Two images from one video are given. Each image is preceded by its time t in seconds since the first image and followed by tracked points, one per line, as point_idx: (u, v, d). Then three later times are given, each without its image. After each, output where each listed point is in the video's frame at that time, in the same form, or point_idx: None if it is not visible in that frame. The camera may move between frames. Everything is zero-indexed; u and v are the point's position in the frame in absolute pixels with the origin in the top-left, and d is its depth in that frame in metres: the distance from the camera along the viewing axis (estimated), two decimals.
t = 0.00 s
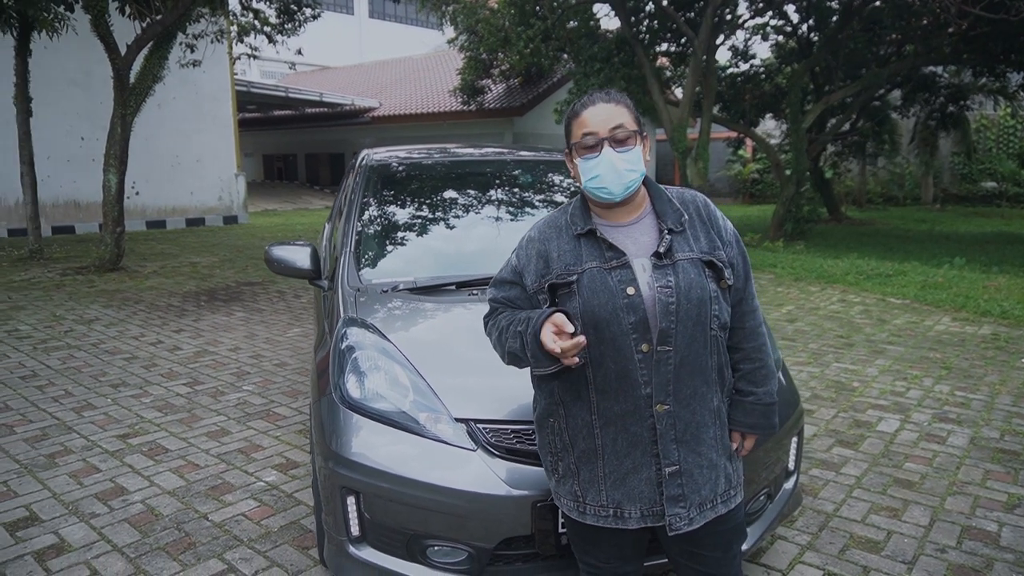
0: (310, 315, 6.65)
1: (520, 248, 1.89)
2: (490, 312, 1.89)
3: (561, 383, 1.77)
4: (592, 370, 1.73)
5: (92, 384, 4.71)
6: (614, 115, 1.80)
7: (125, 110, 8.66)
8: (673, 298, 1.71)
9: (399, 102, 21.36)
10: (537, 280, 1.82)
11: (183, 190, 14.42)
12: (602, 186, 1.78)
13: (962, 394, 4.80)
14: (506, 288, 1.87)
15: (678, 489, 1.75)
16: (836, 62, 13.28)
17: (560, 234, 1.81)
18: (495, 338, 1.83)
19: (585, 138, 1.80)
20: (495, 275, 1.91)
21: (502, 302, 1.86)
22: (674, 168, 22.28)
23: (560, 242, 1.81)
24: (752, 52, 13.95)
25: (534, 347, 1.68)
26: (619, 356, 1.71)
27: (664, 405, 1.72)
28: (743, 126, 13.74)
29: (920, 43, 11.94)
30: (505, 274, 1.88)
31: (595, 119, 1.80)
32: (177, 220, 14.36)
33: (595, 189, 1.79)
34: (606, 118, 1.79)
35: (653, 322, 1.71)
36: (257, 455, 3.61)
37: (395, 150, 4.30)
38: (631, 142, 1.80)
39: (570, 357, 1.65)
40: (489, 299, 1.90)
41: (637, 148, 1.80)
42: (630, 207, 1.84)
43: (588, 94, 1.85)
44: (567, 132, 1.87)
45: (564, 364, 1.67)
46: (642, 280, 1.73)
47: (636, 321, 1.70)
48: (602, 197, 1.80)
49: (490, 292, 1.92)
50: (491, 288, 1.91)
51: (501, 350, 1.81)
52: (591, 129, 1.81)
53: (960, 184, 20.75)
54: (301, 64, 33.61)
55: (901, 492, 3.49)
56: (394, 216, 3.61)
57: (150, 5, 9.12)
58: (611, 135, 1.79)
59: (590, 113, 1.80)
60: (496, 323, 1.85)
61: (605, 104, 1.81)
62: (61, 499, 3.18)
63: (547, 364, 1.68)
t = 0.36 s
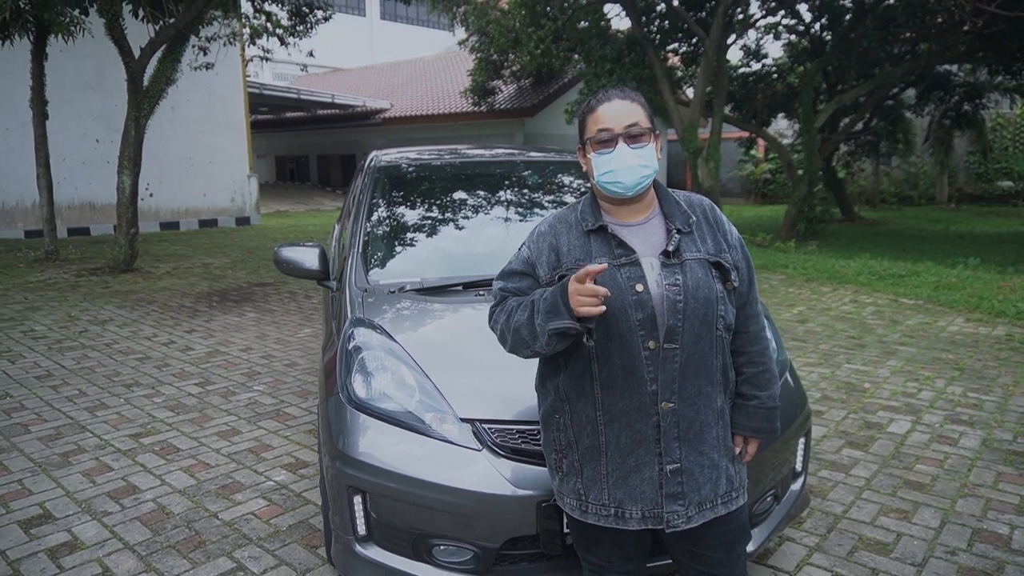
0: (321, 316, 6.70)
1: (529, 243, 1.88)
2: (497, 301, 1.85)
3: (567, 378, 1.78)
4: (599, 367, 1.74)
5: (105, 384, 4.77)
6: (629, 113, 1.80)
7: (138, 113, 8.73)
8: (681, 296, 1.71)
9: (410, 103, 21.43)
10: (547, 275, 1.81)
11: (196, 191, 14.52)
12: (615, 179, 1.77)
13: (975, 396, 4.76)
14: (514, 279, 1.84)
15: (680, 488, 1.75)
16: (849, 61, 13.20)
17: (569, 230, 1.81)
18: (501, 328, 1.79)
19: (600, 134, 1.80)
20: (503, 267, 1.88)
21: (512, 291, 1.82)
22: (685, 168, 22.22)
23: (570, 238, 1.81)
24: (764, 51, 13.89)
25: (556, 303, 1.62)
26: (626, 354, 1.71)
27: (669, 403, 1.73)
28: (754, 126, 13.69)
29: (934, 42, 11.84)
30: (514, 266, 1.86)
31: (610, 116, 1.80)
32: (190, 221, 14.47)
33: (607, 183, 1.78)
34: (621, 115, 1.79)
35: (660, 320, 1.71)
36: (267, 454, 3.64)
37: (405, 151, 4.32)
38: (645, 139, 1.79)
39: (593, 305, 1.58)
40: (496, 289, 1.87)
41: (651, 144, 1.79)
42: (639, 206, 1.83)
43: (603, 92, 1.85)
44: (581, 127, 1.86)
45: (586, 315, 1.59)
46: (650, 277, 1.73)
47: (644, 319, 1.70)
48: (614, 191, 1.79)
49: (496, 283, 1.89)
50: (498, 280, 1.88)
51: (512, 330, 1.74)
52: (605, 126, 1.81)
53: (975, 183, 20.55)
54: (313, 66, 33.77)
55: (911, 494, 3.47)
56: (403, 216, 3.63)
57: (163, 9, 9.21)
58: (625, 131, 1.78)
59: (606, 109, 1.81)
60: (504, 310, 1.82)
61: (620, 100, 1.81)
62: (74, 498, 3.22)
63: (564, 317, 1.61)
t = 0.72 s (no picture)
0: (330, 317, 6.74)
1: (534, 246, 1.89)
2: (504, 306, 1.87)
3: (572, 381, 1.79)
4: (604, 370, 1.74)
5: (116, 385, 4.82)
6: (638, 115, 1.81)
7: (150, 115, 8.78)
8: (686, 300, 1.72)
9: (420, 104, 21.49)
10: (553, 277, 1.82)
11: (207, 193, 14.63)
12: (628, 182, 1.77)
13: (986, 397, 4.73)
14: (521, 283, 1.86)
15: (684, 489, 1.76)
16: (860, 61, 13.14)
17: (574, 231, 1.82)
18: (508, 331, 1.82)
19: (611, 135, 1.80)
20: (509, 271, 1.90)
21: (518, 296, 1.84)
22: (695, 168, 22.18)
23: (575, 240, 1.82)
24: (774, 52, 13.84)
25: (562, 314, 1.63)
26: (632, 356, 1.72)
27: (674, 406, 1.74)
28: (764, 126, 13.64)
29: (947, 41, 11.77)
30: (520, 269, 1.87)
31: (619, 115, 1.80)
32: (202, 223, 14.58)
33: (620, 185, 1.78)
34: (632, 116, 1.80)
35: (666, 323, 1.72)
36: (276, 454, 3.67)
37: (414, 152, 4.34)
38: (654, 139, 1.80)
39: (597, 314, 1.59)
40: (503, 293, 1.89)
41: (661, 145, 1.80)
42: (647, 207, 1.84)
43: (610, 94, 1.85)
44: (589, 130, 1.86)
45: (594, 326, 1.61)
46: (655, 280, 1.74)
47: (649, 322, 1.71)
48: (627, 194, 1.79)
49: (502, 287, 1.91)
50: (505, 284, 1.89)
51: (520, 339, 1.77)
52: (615, 126, 1.81)
53: (988, 183, 20.39)
54: (323, 68, 33.91)
55: (920, 496, 3.45)
56: (411, 218, 3.65)
57: (175, 13, 9.32)
58: (636, 132, 1.79)
59: (614, 111, 1.81)
60: (511, 315, 1.84)
61: (629, 102, 1.82)
62: (86, 496, 3.26)
63: (571, 327, 1.63)
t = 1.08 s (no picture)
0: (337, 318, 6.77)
1: (537, 243, 1.90)
2: (504, 299, 1.87)
3: (573, 378, 1.80)
4: (604, 366, 1.75)
5: (125, 386, 4.85)
6: (637, 121, 1.80)
7: (160, 119, 8.84)
8: (687, 298, 1.73)
9: (427, 107, 21.56)
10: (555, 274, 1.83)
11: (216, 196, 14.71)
12: (622, 188, 1.78)
13: (994, 398, 4.70)
14: (522, 277, 1.85)
15: (683, 488, 1.77)
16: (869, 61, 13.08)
17: (577, 230, 1.83)
18: (508, 322, 1.81)
19: (607, 143, 1.81)
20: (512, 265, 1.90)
21: (519, 289, 1.84)
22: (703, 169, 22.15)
23: (577, 238, 1.83)
24: (782, 52, 13.80)
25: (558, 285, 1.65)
26: (632, 353, 1.73)
27: (674, 404, 1.74)
28: (772, 127, 13.61)
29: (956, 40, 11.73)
30: (521, 265, 1.87)
31: (619, 123, 1.80)
32: (210, 225, 14.66)
33: (615, 192, 1.79)
34: (630, 123, 1.79)
35: (666, 320, 1.73)
36: (283, 455, 3.69)
37: (421, 154, 4.37)
38: (653, 147, 1.79)
39: (592, 294, 1.61)
40: (504, 288, 1.89)
41: (659, 153, 1.79)
42: (647, 209, 1.85)
43: (613, 96, 1.84)
44: (589, 134, 1.87)
45: (585, 302, 1.62)
46: (657, 278, 1.75)
47: (650, 318, 1.72)
48: (623, 200, 1.81)
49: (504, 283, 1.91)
50: (506, 278, 1.89)
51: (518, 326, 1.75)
52: (613, 133, 1.81)
53: (999, 183, 20.28)
54: (331, 71, 34.04)
55: (926, 498, 3.43)
56: (417, 220, 3.67)
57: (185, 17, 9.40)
58: (632, 139, 1.79)
59: (614, 117, 1.80)
60: (511, 306, 1.84)
61: (630, 108, 1.80)
62: (95, 496, 3.29)
63: (563, 302, 1.64)
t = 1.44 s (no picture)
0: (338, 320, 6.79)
1: (534, 246, 1.91)
2: (505, 307, 1.90)
3: (572, 381, 1.81)
4: (604, 369, 1.77)
5: (127, 388, 4.87)
6: (629, 124, 1.81)
7: (161, 122, 8.86)
8: (685, 299, 1.74)
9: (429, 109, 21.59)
10: (552, 278, 1.85)
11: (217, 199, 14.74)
12: (618, 193, 1.80)
13: (994, 398, 4.71)
14: (520, 286, 1.88)
15: (686, 487, 1.78)
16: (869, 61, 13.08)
17: (573, 233, 1.84)
18: (510, 333, 1.84)
19: (600, 147, 1.81)
20: (510, 272, 1.93)
21: (519, 298, 1.86)
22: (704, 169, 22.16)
23: (574, 241, 1.84)
24: (783, 53, 13.80)
25: (560, 312, 1.67)
26: (633, 355, 1.74)
27: (674, 404, 1.76)
28: (773, 128, 13.60)
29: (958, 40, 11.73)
30: (519, 271, 1.89)
31: (610, 126, 1.81)
32: (212, 228, 14.70)
33: (610, 196, 1.80)
34: (621, 127, 1.80)
35: (665, 321, 1.74)
36: (284, 456, 3.71)
37: (422, 155, 4.39)
38: (646, 149, 1.81)
39: (595, 315, 1.63)
40: (505, 296, 1.91)
41: (652, 154, 1.81)
42: (643, 209, 1.86)
43: (603, 99, 1.85)
44: (582, 138, 1.87)
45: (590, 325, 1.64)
46: (654, 280, 1.76)
47: (648, 321, 1.73)
48: (618, 203, 1.82)
49: (504, 289, 1.93)
50: (506, 287, 1.92)
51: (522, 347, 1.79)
52: (605, 137, 1.82)
53: (1000, 182, 20.28)
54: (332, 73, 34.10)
55: (926, 497, 3.44)
56: (417, 221, 3.69)
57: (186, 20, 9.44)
58: (626, 143, 1.80)
59: (605, 120, 1.82)
60: (511, 317, 1.86)
61: (619, 110, 1.82)
62: (97, 498, 3.31)
63: (567, 325, 1.66)
